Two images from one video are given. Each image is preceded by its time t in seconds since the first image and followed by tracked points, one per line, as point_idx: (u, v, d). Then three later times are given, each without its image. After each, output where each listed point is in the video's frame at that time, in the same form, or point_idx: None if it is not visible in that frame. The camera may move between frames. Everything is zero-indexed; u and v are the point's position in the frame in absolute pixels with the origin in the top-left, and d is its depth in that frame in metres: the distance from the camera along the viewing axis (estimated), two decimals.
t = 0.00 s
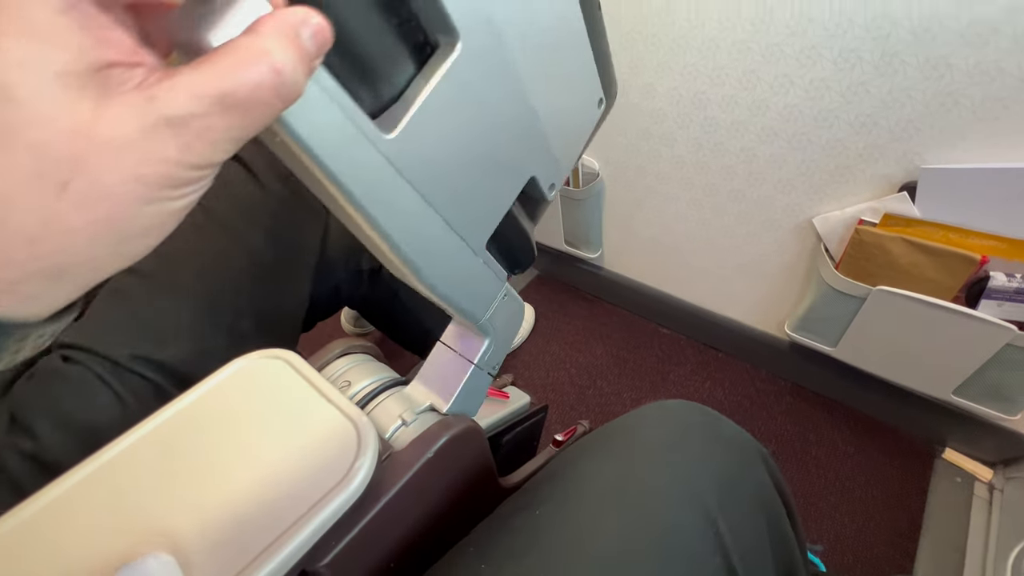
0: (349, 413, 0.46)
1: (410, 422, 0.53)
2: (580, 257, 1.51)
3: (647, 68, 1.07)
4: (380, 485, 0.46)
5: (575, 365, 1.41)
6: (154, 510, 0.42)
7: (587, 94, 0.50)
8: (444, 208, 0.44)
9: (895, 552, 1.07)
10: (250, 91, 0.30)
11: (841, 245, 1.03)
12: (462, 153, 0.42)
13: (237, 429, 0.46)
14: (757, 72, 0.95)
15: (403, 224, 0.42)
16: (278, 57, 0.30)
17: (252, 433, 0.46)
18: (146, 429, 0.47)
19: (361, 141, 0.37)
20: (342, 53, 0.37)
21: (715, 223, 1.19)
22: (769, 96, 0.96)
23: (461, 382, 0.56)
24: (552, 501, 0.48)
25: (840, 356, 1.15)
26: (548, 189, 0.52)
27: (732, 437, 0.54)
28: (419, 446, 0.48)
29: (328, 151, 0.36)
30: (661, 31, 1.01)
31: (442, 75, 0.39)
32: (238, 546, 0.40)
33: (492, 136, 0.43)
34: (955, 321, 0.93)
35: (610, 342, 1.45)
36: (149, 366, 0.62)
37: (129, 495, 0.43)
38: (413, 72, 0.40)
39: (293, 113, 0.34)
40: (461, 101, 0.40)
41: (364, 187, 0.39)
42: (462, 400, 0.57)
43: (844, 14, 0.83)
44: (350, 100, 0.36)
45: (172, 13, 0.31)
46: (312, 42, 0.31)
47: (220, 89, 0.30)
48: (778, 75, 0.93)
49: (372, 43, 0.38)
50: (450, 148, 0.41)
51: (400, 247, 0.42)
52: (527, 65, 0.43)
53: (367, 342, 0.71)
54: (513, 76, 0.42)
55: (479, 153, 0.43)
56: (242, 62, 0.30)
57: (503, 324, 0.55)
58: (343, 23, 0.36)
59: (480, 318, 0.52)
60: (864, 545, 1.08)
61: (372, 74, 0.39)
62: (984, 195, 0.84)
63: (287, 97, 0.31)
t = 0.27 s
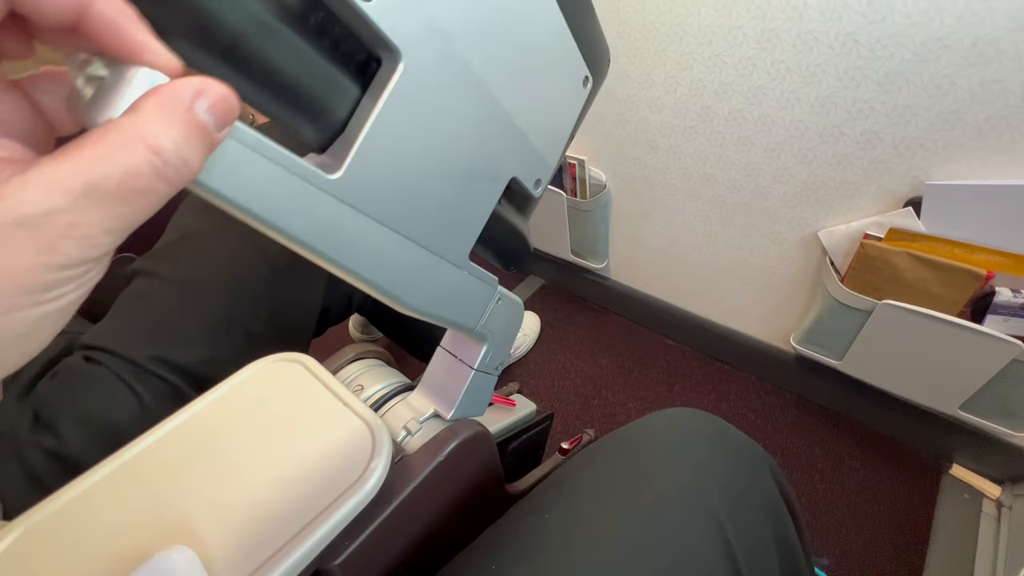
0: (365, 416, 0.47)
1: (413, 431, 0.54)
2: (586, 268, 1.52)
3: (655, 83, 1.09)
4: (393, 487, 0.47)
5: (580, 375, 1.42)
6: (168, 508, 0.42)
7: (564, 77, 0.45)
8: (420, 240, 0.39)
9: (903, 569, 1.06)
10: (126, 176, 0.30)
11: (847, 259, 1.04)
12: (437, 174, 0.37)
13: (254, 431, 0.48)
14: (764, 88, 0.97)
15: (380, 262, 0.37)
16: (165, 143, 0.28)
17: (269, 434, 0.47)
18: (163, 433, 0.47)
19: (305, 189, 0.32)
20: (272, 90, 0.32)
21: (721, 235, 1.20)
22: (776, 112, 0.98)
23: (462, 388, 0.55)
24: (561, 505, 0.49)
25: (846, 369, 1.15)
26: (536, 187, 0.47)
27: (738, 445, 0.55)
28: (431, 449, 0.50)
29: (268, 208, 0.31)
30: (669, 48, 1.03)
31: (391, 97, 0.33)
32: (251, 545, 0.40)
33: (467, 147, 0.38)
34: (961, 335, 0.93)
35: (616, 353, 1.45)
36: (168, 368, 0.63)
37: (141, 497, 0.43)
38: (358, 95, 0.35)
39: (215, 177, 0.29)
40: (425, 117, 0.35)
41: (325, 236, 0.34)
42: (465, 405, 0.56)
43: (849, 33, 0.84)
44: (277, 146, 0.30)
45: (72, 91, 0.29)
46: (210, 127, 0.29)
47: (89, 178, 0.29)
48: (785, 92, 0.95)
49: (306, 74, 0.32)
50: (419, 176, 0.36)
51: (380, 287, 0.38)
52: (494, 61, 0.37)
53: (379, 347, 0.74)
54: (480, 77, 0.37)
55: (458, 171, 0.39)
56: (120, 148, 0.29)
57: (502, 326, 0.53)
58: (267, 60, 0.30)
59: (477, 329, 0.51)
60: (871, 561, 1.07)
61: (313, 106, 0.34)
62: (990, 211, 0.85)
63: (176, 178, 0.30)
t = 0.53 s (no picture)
0: (379, 415, 0.49)
1: (421, 438, 0.60)
2: (592, 275, 1.53)
3: (663, 94, 1.11)
4: (406, 485, 0.48)
5: (585, 382, 1.43)
6: (188, 502, 0.44)
7: (540, 66, 0.42)
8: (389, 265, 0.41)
9: None
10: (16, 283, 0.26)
11: (852, 269, 1.04)
12: (401, 195, 0.38)
13: (270, 428, 0.49)
14: (770, 101, 0.98)
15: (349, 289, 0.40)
16: (59, 242, 0.26)
17: (285, 432, 0.48)
18: (182, 430, 0.49)
19: (259, 244, 0.33)
20: (210, 141, 0.32)
21: (727, 244, 1.21)
22: (781, 124, 0.99)
23: (463, 395, 0.60)
24: (570, 506, 0.50)
25: (851, 379, 1.15)
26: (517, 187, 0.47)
27: (743, 450, 0.56)
28: (442, 449, 0.51)
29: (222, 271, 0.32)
30: (676, 61, 1.05)
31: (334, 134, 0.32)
32: (266, 542, 0.41)
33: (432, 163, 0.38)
34: (966, 346, 0.93)
35: (620, 360, 1.46)
36: (186, 368, 0.65)
37: (161, 493, 0.45)
38: (302, 130, 0.34)
39: (157, 259, 0.30)
40: (378, 142, 0.34)
41: (289, 280, 0.36)
42: (466, 409, 0.62)
43: (853, 48, 0.86)
44: (214, 211, 0.31)
45: None
46: (120, 217, 0.26)
47: None
48: (790, 104, 0.96)
49: (243, 124, 0.32)
50: (381, 199, 0.37)
51: (352, 314, 0.41)
52: (454, 70, 0.36)
53: (390, 350, 0.76)
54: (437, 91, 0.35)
55: (423, 188, 0.39)
56: None
57: (499, 329, 0.58)
58: (199, 117, 0.30)
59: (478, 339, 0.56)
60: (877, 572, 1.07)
61: (258, 151, 0.33)
62: (993, 223, 0.86)
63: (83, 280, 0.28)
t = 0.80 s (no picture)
0: (392, 415, 0.50)
1: (429, 439, 0.60)
2: (597, 280, 1.54)
3: (669, 100, 1.12)
4: (418, 483, 0.49)
5: (590, 386, 1.43)
6: (204, 499, 0.45)
7: (531, 68, 0.41)
8: (382, 281, 0.42)
9: None
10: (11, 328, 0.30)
11: (857, 276, 1.05)
12: (388, 207, 0.38)
13: (284, 427, 0.50)
14: (776, 108, 0.99)
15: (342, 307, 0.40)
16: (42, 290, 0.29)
17: (299, 431, 0.49)
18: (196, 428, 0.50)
19: (251, 272, 0.34)
20: (188, 174, 0.31)
21: (732, 249, 1.21)
22: (787, 131, 1.00)
23: (470, 396, 0.61)
24: (578, 505, 0.51)
25: (857, 386, 1.15)
26: (513, 192, 0.46)
27: (748, 451, 0.57)
28: (453, 449, 0.52)
29: (211, 301, 0.34)
30: (682, 68, 1.06)
31: (313, 155, 0.32)
32: (281, 538, 0.42)
33: (419, 172, 0.38)
34: (973, 353, 0.93)
35: (625, 364, 1.47)
36: (200, 367, 0.67)
37: (177, 490, 0.45)
38: (280, 155, 0.34)
39: (144, 297, 0.31)
40: (358, 156, 0.34)
41: (281, 303, 0.37)
42: (474, 410, 0.62)
43: (859, 56, 0.87)
44: (195, 247, 0.32)
45: None
46: (89, 275, 0.28)
47: None
48: (796, 111, 0.97)
49: (220, 154, 0.31)
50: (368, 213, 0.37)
51: (345, 331, 0.42)
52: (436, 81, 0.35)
53: (400, 352, 0.77)
54: (417, 101, 0.35)
55: (412, 197, 0.38)
56: None
57: (503, 330, 0.58)
58: (172, 152, 0.30)
59: (484, 342, 0.57)
60: None
61: (237, 178, 0.33)
62: (999, 231, 0.86)
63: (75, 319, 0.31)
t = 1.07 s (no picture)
0: (401, 416, 0.50)
1: (436, 440, 0.61)
2: (601, 284, 1.54)
3: (674, 105, 1.12)
4: (425, 484, 0.49)
5: (593, 390, 1.43)
6: (214, 496, 0.45)
7: (547, 70, 0.42)
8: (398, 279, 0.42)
9: None
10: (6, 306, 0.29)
11: (862, 281, 1.05)
12: (406, 206, 0.38)
13: (294, 426, 0.50)
14: (781, 114, 1.00)
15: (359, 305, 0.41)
16: (60, 264, 0.28)
17: (308, 430, 0.50)
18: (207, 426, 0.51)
19: (274, 265, 0.35)
20: (217, 170, 0.32)
21: (737, 254, 1.22)
22: (792, 136, 1.00)
23: (477, 399, 0.61)
24: (583, 505, 0.51)
25: (861, 392, 1.15)
26: (525, 194, 0.47)
27: (752, 453, 0.57)
28: (460, 450, 0.52)
29: (234, 294, 0.34)
30: (688, 74, 1.07)
31: (338, 154, 0.33)
32: (288, 536, 0.42)
33: (436, 172, 0.38)
34: (978, 359, 0.93)
35: (629, 368, 1.47)
36: (209, 366, 0.67)
37: (187, 486, 0.46)
38: (305, 154, 0.35)
39: (169, 287, 0.32)
40: (380, 155, 0.35)
41: (300, 300, 0.38)
42: (480, 412, 0.63)
43: (864, 63, 0.88)
44: (222, 238, 0.32)
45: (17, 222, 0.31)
46: (109, 244, 0.28)
47: None
48: (801, 117, 0.98)
49: (249, 151, 0.32)
50: (386, 214, 0.38)
51: (362, 327, 0.43)
52: (455, 81, 0.36)
53: (408, 354, 0.78)
54: (437, 102, 0.35)
55: (428, 199, 0.39)
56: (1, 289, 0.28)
57: (510, 332, 0.59)
58: (204, 148, 0.31)
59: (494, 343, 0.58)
60: None
61: (263, 174, 0.34)
62: (1005, 237, 0.86)
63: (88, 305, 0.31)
